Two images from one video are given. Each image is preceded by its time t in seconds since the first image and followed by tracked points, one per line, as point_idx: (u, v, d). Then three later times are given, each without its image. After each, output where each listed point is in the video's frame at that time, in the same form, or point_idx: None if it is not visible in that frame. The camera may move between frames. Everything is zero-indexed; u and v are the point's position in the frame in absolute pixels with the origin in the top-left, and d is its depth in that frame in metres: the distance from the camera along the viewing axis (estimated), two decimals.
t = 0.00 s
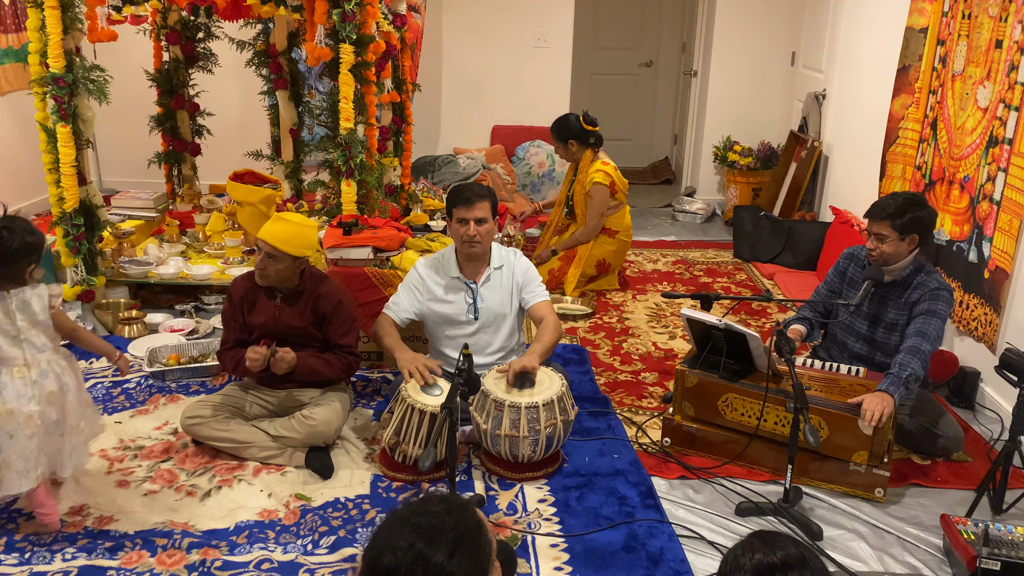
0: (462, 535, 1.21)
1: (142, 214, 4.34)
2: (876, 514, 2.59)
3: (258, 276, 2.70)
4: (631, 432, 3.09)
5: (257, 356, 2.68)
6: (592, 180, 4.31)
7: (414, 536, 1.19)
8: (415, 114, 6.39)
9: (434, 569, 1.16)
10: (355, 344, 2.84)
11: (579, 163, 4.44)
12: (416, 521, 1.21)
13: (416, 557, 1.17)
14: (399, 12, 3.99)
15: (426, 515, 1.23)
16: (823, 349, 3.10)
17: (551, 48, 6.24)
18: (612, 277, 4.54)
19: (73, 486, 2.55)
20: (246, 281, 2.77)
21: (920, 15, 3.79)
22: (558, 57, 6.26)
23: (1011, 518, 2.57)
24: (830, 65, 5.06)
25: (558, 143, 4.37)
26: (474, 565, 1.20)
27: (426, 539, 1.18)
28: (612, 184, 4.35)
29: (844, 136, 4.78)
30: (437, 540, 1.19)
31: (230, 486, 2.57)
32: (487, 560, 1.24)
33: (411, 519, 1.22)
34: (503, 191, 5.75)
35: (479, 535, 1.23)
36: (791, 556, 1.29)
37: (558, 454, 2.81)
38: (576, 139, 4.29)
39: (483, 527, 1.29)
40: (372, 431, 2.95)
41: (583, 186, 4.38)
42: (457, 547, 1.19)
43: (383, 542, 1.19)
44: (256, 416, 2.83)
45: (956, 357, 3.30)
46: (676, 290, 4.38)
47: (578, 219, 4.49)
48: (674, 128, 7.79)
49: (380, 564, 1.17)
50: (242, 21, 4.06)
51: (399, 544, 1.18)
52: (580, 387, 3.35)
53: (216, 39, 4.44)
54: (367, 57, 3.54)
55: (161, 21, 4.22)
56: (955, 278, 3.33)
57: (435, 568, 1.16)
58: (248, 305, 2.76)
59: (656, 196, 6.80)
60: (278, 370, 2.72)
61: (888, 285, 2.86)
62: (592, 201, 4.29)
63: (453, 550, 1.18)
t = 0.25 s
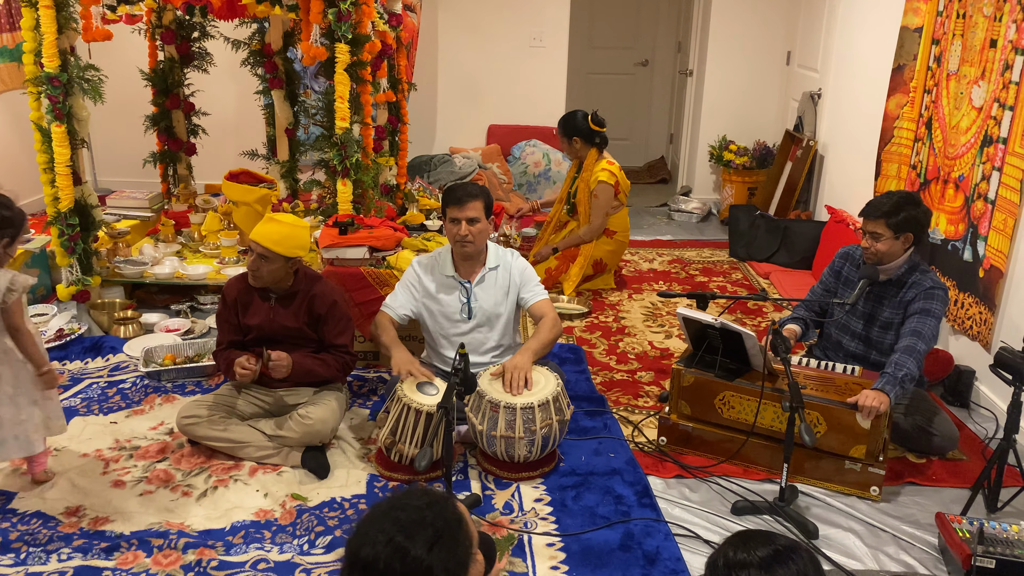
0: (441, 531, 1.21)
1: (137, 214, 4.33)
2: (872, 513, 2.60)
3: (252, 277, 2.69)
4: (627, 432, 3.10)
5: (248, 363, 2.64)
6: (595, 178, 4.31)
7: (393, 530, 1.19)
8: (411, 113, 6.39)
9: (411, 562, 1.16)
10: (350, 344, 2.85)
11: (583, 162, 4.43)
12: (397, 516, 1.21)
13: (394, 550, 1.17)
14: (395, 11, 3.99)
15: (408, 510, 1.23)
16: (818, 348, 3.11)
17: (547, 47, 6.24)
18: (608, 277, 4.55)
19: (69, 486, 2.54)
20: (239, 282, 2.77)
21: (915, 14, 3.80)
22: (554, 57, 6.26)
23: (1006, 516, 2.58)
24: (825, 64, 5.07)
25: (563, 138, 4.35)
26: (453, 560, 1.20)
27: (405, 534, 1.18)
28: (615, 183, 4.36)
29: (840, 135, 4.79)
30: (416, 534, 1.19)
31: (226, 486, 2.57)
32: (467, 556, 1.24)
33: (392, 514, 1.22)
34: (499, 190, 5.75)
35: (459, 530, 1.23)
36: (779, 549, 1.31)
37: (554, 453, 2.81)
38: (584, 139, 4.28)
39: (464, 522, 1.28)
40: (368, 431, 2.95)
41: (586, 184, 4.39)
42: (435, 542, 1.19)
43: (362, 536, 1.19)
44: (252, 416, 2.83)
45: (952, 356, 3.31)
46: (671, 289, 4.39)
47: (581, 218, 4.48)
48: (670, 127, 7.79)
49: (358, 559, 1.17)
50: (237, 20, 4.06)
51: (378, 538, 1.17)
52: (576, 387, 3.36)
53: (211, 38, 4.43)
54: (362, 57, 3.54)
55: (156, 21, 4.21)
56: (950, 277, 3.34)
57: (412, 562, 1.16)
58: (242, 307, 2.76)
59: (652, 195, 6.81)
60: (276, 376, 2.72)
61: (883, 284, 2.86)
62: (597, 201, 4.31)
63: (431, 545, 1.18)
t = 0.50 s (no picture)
0: (402, 516, 1.21)
1: (131, 214, 4.32)
2: (867, 511, 2.60)
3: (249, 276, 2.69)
4: (623, 431, 3.10)
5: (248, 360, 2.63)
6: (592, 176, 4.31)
7: (355, 517, 1.19)
8: (406, 112, 6.38)
9: (370, 549, 1.16)
10: (346, 345, 2.84)
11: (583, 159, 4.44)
12: (358, 504, 1.21)
13: (355, 536, 1.16)
14: (389, 10, 3.98)
15: (369, 497, 1.23)
16: (813, 347, 3.11)
17: (542, 46, 6.24)
18: (603, 277, 4.55)
19: (63, 486, 2.53)
20: (236, 282, 2.76)
21: (909, 14, 3.81)
22: (549, 56, 6.26)
23: (1000, 513, 2.59)
24: (819, 63, 5.07)
25: (563, 133, 4.37)
26: (412, 547, 1.20)
27: (364, 520, 1.18)
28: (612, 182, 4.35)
29: (834, 134, 4.80)
30: (375, 521, 1.19)
31: (222, 487, 2.56)
32: (427, 543, 1.24)
33: (352, 502, 1.22)
34: (494, 189, 5.74)
35: (419, 514, 1.23)
36: (774, 541, 1.32)
37: (550, 453, 2.81)
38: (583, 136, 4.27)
39: (425, 510, 1.28)
40: (363, 431, 2.95)
41: (583, 181, 4.39)
42: (395, 528, 1.19)
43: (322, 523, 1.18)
44: (247, 416, 2.82)
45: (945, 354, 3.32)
46: (667, 288, 4.39)
47: (576, 214, 4.49)
48: (665, 126, 7.80)
49: (318, 545, 1.17)
50: (231, 20, 4.05)
51: (337, 526, 1.17)
52: (571, 386, 3.36)
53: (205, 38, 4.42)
54: (357, 56, 3.53)
55: (150, 20, 4.20)
56: (944, 276, 3.35)
57: (373, 547, 1.16)
58: (238, 306, 2.75)
59: (647, 194, 6.82)
60: (271, 375, 2.70)
61: (877, 283, 2.87)
62: (593, 198, 4.31)
63: (392, 529, 1.19)
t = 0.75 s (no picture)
0: (356, 505, 1.23)
1: (124, 214, 4.30)
2: (860, 509, 2.61)
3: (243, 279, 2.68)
4: (617, 430, 3.10)
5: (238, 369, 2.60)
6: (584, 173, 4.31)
7: (311, 509, 1.21)
8: (400, 112, 6.37)
9: (325, 539, 1.18)
10: (340, 346, 2.83)
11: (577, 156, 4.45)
12: (312, 495, 1.23)
13: (310, 527, 1.19)
14: (383, 9, 3.98)
15: (325, 487, 1.25)
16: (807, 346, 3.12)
17: (536, 46, 6.24)
18: (596, 276, 4.55)
19: (55, 487, 2.52)
20: (230, 283, 2.75)
21: (901, 13, 3.82)
22: (543, 55, 6.26)
23: (992, 510, 2.60)
24: (812, 62, 5.09)
25: (558, 130, 4.38)
26: (368, 534, 1.22)
27: (319, 510, 1.21)
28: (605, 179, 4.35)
29: (827, 134, 4.82)
30: (329, 510, 1.21)
31: (215, 487, 2.56)
32: (384, 529, 1.26)
33: (307, 494, 1.24)
34: (488, 189, 5.74)
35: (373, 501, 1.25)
36: (776, 539, 1.32)
37: (544, 452, 2.81)
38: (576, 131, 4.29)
39: (380, 496, 1.30)
40: (357, 431, 2.94)
41: (576, 178, 4.39)
42: (349, 517, 1.21)
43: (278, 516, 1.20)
44: (241, 416, 2.81)
45: (938, 352, 3.33)
46: (660, 287, 4.40)
47: (570, 211, 4.49)
48: (658, 126, 7.81)
49: (276, 538, 1.19)
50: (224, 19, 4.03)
51: (292, 519, 1.20)
52: (565, 385, 3.36)
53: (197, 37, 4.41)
54: (350, 56, 3.53)
55: (142, 19, 4.18)
56: (937, 274, 3.36)
57: (328, 537, 1.18)
58: (233, 308, 2.74)
59: (641, 193, 6.83)
60: (266, 379, 2.71)
61: (871, 281, 2.87)
62: (586, 194, 4.31)
63: (346, 519, 1.21)
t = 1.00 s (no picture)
0: (330, 502, 1.25)
1: (115, 215, 4.28)
2: (853, 507, 2.61)
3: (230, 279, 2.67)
4: (610, 429, 3.10)
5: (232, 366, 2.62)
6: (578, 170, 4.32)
7: (286, 508, 1.22)
8: (393, 112, 6.36)
9: (300, 536, 1.19)
10: (332, 346, 2.83)
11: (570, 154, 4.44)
12: (287, 494, 1.25)
13: (285, 525, 1.20)
14: (375, 9, 3.98)
15: (299, 487, 1.27)
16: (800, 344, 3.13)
17: (528, 45, 6.23)
18: (589, 275, 4.55)
19: (46, 490, 2.51)
20: (219, 283, 2.74)
21: (892, 13, 3.84)
22: (535, 55, 6.26)
23: (984, 508, 2.61)
24: (804, 61, 5.10)
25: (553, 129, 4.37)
26: (343, 530, 1.23)
27: (294, 508, 1.22)
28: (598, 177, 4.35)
29: (819, 133, 4.83)
30: (304, 508, 1.22)
31: (208, 489, 2.55)
32: (360, 527, 1.27)
33: (282, 493, 1.25)
34: (481, 189, 5.74)
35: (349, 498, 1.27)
36: (773, 540, 1.32)
37: (537, 452, 2.81)
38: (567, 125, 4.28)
39: (355, 493, 1.32)
40: (351, 432, 2.93)
41: (569, 175, 4.39)
42: (323, 514, 1.23)
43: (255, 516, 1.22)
44: (233, 418, 2.80)
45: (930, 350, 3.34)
46: (653, 287, 4.40)
47: (562, 209, 4.49)
48: (651, 125, 7.81)
49: (252, 539, 1.20)
50: (215, 19, 4.02)
51: (267, 518, 1.21)
52: (559, 385, 3.35)
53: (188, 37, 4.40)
54: (342, 56, 3.52)
55: (133, 19, 4.17)
56: (929, 272, 3.37)
57: (303, 534, 1.19)
58: (223, 308, 2.74)
59: (634, 193, 6.83)
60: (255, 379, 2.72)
61: (864, 280, 2.88)
62: (578, 191, 4.31)
63: (321, 516, 1.22)
